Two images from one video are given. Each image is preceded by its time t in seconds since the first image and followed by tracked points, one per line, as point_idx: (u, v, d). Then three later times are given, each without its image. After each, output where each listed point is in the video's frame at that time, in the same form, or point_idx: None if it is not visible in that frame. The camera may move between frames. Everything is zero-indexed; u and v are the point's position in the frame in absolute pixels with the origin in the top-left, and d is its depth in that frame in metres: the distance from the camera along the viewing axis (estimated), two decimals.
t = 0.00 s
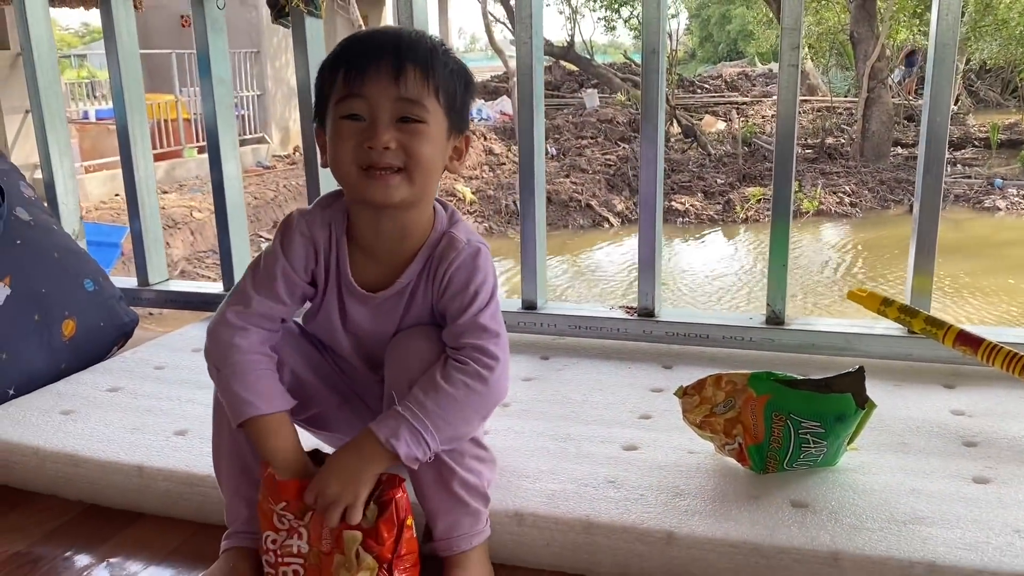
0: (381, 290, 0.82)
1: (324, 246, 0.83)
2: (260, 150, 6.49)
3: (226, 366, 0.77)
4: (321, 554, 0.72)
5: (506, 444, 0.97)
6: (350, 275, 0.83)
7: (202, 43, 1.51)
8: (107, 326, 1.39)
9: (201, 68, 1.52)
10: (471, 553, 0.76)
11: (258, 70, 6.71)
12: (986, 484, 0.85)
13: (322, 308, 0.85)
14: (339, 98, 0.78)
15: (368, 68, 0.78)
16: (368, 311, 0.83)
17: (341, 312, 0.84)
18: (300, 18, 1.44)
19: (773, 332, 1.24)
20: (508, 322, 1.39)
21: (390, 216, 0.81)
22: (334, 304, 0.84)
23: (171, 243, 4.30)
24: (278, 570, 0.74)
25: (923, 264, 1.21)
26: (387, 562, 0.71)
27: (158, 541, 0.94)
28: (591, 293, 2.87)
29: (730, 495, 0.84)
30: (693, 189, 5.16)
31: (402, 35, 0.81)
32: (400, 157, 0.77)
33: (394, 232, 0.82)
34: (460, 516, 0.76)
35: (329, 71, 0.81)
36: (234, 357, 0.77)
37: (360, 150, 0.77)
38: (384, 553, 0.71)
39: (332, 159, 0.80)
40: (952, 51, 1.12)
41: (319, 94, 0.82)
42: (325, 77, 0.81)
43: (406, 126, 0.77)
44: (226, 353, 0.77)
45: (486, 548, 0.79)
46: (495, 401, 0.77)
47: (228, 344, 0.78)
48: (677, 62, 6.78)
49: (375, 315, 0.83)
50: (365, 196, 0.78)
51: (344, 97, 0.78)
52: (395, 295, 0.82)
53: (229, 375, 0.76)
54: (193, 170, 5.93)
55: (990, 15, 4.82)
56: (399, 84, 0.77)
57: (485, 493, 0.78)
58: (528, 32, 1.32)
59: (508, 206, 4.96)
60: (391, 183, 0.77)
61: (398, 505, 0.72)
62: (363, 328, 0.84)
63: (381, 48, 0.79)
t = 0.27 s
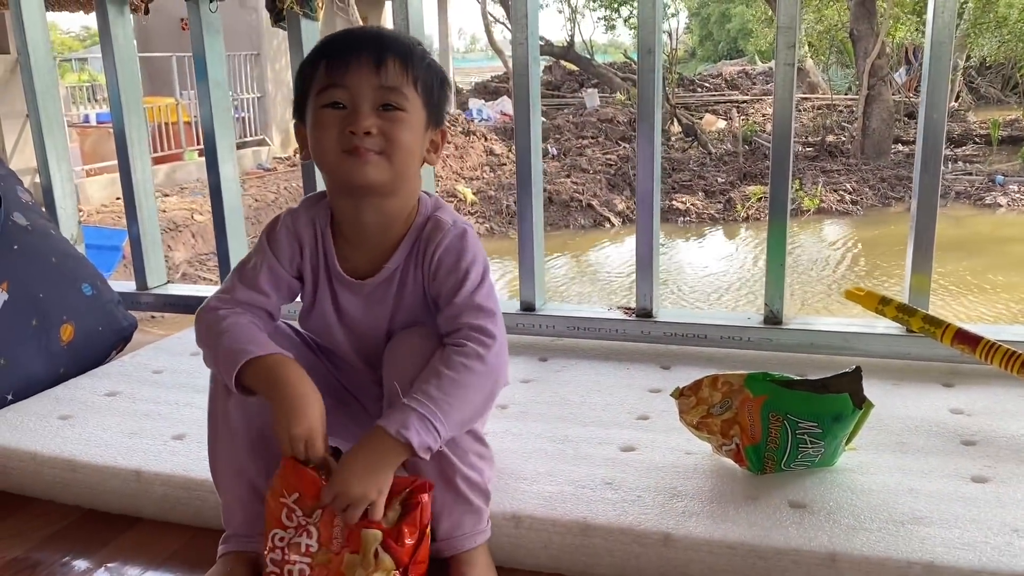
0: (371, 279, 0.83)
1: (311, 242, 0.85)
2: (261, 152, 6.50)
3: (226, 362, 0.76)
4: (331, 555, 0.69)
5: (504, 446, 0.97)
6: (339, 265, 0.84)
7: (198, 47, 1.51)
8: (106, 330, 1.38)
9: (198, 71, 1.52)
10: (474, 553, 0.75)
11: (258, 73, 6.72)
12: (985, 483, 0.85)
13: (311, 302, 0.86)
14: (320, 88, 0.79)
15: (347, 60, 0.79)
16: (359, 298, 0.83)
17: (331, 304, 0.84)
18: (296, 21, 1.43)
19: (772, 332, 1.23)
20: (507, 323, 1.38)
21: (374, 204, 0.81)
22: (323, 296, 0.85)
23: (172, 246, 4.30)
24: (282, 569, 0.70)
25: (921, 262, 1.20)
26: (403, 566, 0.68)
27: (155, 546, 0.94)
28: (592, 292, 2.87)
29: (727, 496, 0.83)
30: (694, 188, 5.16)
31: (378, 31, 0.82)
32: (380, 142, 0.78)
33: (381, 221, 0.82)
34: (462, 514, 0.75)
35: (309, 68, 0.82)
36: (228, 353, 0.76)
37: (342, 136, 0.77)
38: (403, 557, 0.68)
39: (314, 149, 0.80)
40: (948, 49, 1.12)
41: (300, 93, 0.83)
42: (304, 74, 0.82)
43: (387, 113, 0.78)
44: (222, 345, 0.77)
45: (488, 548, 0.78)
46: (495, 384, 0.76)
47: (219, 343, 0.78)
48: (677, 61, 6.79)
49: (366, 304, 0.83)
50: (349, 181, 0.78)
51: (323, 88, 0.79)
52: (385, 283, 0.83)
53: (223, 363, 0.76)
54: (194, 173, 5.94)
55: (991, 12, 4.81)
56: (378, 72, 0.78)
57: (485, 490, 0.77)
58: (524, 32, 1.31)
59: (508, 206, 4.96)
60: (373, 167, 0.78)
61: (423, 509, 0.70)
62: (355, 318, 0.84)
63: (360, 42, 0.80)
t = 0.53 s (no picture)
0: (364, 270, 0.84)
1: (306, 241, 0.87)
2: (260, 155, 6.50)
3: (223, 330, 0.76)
4: (351, 546, 0.71)
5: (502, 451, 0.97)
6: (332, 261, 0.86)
7: (195, 54, 1.51)
8: (105, 338, 1.39)
9: (194, 79, 1.52)
10: (476, 559, 0.76)
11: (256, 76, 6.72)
12: (982, 484, 0.85)
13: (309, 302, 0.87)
14: (293, 100, 0.82)
15: (314, 68, 0.81)
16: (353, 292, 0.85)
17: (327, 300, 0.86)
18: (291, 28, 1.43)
19: (769, 334, 1.23)
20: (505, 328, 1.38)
21: (359, 201, 0.84)
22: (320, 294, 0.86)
23: (173, 251, 4.31)
24: (298, 565, 0.71)
25: (918, 262, 1.21)
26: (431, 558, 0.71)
27: (155, 555, 0.94)
28: (592, 293, 2.87)
29: (724, 500, 0.84)
30: (693, 188, 5.15)
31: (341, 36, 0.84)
32: (356, 145, 0.80)
33: (367, 216, 0.85)
34: (465, 521, 0.75)
35: (281, 81, 0.84)
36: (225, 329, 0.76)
37: (320, 144, 0.80)
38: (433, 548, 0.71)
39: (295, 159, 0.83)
40: (942, 50, 1.12)
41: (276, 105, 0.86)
42: (279, 89, 0.85)
43: (360, 118, 0.81)
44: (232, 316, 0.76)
45: (488, 554, 0.78)
46: (486, 348, 0.76)
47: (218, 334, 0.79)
48: (676, 60, 6.79)
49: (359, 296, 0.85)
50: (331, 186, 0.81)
51: (296, 99, 0.82)
52: (377, 271, 0.84)
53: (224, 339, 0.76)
54: (193, 178, 5.94)
55: (989, 7, 4.80)
56: (346, 77, 0.81)
57: (490, 496, 0.78)
58: (519, 37, 1.31)
59: (508, 207, 4.96)
60: (353, 171, 0.80)
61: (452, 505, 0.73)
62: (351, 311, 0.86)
63: (325, 49, 0.83)
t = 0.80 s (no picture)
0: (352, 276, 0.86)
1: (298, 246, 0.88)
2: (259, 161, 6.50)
3: (211, 319, 0.78)
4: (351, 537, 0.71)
5: (500, 458, 0.97)
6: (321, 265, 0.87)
7: (191, 63, 1.51)
8: (105, 347, 1.38)
9: (190, 88, 1.52)
10: (470, 569, 0.76)
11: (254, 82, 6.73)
12: (981, 486, 0.85)
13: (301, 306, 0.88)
14: (284, 108, 0.83)
15: (304, 75, 0.82)
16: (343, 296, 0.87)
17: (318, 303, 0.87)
18: (287, 37, 1.42)
19: (767, 336, 1.24)
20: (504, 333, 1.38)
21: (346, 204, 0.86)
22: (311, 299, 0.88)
23: (173, 258, 4.31)
24: None
25: (915, 263, 1.21)
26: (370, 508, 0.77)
27: (156, 566, 0.94)
28: (592, 294, 2.87)
29: (723, 504, 0.84)
30: (693, 187, 5.15)
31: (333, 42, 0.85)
32: (344, 154, 0.81)
33: (354, 222, 0.87)
34: (456, 531, 0.75)
35: (273, 85, 0.86)
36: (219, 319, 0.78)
37: (306, 153, 0.81)
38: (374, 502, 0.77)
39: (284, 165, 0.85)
40: (936, 52, 1.12)
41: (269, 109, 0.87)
42: (272, 94, 0.87)
43: (349, 125, 0.81)
44: (219, 309, 0.78)
45: (484, 563, 0.78)
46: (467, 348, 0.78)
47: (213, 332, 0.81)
48: (674, 60, 6.80)
49: (348, 300, 0.87)
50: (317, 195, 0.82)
51: (286, 105, 0.83)
52: (363, 275, 0.85)
53: (219, 331, 0.79)
54: (192, 184, 5.95)
55: (986, 4, 4.81)
56: (335, 86, 0.82)
57: (482, 506, 0.77)
58: (515, 43, 1.31)
59: (507, 209, 4.96)
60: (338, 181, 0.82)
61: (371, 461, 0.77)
62: (341, 315, 0.88)
63: (315, 56, 0.83)
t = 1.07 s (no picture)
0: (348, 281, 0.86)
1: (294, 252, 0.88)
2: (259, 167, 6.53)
3: (216, 318, 0.80)
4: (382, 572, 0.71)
5: (504, 461, 0.97)
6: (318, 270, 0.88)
7: (191, 71, 1.52)
8: (108, 355, 1.39)
9: (190, 95, 1.52)
10: None
11: (253, 88, 6.73)
12: (984, 484, 0.85)
13: (298, 312, 0.89)
14: (279, 114, 0.83)
15: (298, 81, 0.82)
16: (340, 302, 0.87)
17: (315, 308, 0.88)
18: (286, 43, 1.42)
19: (771, 336, 1.23)
20: (506, 336, 1.38)
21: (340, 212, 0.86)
22: (307, 304, 0.88)
23: (174, 264, 4.31)
24: None
25: (916, 262, 1.21)
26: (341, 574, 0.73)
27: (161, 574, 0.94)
28: (593, 296, 2.88)
29: (728, 505, 0.84)
30: (693, 188, 5.15)
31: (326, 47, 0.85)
32: (340, 164, 0.82)
33: (348, 226, 0.88)
34: (450, 537, 0.75)
35: (266, 91, 0.86)
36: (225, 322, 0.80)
37: (302, 160, 0.81)
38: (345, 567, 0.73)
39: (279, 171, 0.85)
40: (934, 52, 1.12)
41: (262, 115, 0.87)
42: (265, 99, 0.87)
43: (344, 133, 0.82)
44: (224, 306, 0.80)
45: (484, 566, 0.78)
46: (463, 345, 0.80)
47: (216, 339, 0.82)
48: (672, 61, 6.81)
49: (345, 306, 0.87)
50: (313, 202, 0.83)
51: (280, 111, 0.83)
52: (359, 281, 0.86)
53: (224, 333, 0.80)
54: (193, 191, 5.96)
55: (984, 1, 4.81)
56: (330, 92, 0.82)
57: (476, 512, 0.78)
58: (513, 47, 1.32)
59: (507, 212, 4.97)
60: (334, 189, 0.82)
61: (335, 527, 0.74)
62: (338, 320, 0.88)
63: (308, 61, 0.83)
